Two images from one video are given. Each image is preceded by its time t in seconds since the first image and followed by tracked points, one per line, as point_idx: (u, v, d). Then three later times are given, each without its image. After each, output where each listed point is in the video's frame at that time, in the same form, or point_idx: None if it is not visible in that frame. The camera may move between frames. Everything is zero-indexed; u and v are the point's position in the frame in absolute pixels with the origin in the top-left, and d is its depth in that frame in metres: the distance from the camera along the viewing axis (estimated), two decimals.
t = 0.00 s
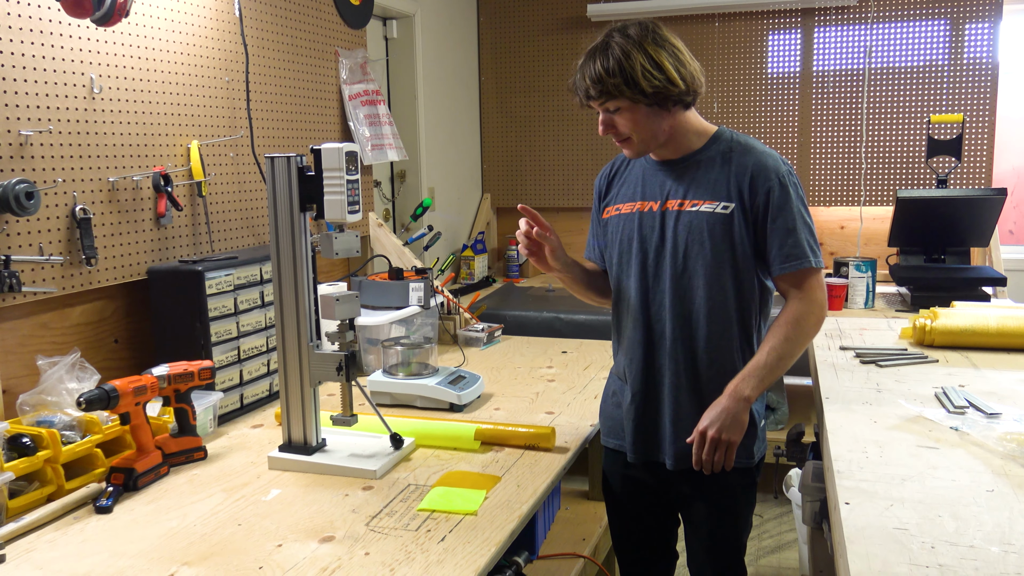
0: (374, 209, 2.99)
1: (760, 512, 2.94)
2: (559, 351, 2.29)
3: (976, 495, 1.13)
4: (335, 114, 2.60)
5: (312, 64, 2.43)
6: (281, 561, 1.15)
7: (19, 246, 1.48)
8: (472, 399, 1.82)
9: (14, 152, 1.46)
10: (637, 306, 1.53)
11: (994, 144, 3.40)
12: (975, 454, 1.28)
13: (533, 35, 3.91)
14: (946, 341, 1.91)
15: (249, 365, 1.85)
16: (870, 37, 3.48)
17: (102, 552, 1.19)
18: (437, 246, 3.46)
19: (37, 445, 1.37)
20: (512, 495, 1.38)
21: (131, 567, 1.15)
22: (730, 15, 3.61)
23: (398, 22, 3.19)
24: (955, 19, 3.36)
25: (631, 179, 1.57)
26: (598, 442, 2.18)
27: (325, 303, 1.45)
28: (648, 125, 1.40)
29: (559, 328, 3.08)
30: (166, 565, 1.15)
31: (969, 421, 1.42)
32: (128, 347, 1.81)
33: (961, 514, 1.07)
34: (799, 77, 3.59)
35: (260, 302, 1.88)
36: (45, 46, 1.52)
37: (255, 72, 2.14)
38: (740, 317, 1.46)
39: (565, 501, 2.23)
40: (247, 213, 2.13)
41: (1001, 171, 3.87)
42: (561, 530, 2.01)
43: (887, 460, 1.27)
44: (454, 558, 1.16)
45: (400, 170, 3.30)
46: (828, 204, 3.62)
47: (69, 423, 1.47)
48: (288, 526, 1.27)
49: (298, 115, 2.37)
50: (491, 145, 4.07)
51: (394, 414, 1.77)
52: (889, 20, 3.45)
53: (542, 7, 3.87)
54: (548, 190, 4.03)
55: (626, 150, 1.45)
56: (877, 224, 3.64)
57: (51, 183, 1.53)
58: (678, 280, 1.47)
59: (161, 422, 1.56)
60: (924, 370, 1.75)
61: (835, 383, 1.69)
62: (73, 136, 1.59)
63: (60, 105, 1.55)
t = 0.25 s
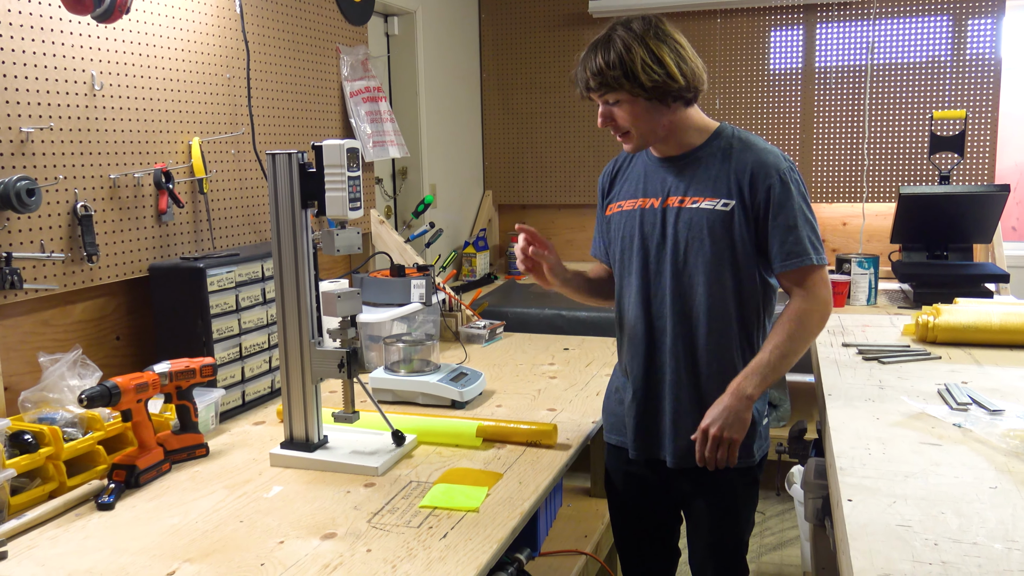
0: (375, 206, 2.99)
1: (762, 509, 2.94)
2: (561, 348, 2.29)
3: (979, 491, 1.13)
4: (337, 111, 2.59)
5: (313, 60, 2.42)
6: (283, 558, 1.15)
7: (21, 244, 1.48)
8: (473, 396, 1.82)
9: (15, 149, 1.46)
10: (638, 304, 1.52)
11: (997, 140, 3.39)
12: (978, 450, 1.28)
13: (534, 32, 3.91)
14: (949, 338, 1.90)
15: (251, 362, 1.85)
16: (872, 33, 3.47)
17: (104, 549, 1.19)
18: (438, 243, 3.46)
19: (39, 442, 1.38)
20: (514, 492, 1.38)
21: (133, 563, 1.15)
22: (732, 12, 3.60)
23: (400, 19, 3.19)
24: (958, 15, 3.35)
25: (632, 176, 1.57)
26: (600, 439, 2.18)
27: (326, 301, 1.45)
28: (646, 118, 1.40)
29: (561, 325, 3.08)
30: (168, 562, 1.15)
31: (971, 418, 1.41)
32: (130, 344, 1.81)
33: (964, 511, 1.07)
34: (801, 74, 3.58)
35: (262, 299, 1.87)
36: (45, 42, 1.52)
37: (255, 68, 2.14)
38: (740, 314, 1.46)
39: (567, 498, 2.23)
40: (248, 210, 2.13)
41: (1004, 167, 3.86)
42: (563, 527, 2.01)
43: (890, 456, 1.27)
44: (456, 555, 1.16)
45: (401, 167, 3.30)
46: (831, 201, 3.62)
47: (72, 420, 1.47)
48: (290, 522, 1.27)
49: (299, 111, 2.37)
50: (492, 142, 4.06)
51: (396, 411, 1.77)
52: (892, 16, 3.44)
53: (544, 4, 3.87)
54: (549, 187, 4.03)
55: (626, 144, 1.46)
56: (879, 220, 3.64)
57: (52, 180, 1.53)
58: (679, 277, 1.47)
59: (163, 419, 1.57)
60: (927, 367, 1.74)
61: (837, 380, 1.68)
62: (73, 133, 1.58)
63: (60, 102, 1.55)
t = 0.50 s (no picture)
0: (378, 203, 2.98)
1: (764, 506, 2.94)
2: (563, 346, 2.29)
3: (984, 489, 1.12)
4: (339, 107, 2.59)
5: (315, 57, 2.42)
6: (286, 556, 1.15)
7: (23, 241, 1.48)
8: (476, 393, 1.82)
9: (17, 146, 1.46)
10: (640, 300, 1.52)
11: (1000, 137, 3.38)
12: (982, 449, 1.27)
13: (537, 29, 3.90)
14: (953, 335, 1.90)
15: (254, 359, 1.85)
16: (876, 30, 3.46)
17: (107, 546, 1.19)
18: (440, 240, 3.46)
19: (41, 439, 1.37)
20: (517, 489, 1.38)
21: (136, 561, 1.15)
22: (735, 8, 3.60)
23: (402, 15, 3.19)
24: (962, 11, 3.34)
25: (639, 173, 1.57)
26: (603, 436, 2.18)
27: (329, 298, 1.45)
28: (682, 91, 1.40)
29: (563, 322, 3.08)
30: (171, 559, 1.15)
31: (975, 416, 1.41)
32: (132, 341, 1.81)
33: (969, 509, 1.06)
34: (804, 71, 3.57)
35: (264, 296, 1.87)
36: (47, 39, 1.51)
37: (257, 65, 2.13)
38: (738, 313, 1.45)
39: (570, 495, 2.23)
40: (250, 207, 2.13)
41: (1007, 164, 3.86)
42: (566, 524, 2.01)
43: (894, 455, 1.26)
44: (459, 553, 1.16)
45: (404, 164, 3.30)
46: (834, 198, 3.61)
47: (74, 417, 1.47)
48: (292, 520, 1.27)
49: (301, 108, 2.36)
50: (495, 140, 4.06)
51: (398, 408, 1.77)
52: (896, 13, 3.42)
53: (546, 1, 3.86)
54: (552, 184, 4.02)
55: (657, 119, 1.40)
56: (882, 217, 3.63)
57: (55, 177, 1.53)
58: (679, 274, 1.46)
59: (165, 416, 1.56)
60: (931, 365, 1.74)
61: (841, 377, 1.68)
62: (76, 130, 1.58)
63: (63, 98, 1.55)
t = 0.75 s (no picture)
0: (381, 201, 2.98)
1: (767, 505, 2.94)
2: (566, 344, 2.29)
3: (989, 490, 1.12)
4: (342, 105, 2.58)
5: (319, 54, 2.42)
6: (290, 554, 1.15)
7: (26, 238, 1.48)
8: (479, 391, 1.82)
9: (21, 143, 1.46)
10: (641, 296, 1.53)
11: (1005, 135, 3.37)
12: (987, 448, 1.27)
13: (540, 27, 3.90)
14: (957, 334, 1.89)
15: (257, 357, 1.85)
16: (881, 28, 3.45)
17: (110, 544, 1.19)
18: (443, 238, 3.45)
19: (45, 436, 1.37)
20: (520, 488, 1.38)
21: (139, 558, 1.15)
22: (740, 6, 3.59)
23: (405, 12, 3.18)
24: (967, 9, 3.33)
25: (645, 169, 1.56)
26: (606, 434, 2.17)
27: (332, 296, 1.45)
28: (696, 87, 1.40)
29: (566, 320, 3.08)
30: (174, 557, 1.15)
31: (980, 416, 1.41)
32: (136, 339, 1.81)
33: (974, 509, 1.06)
34: (808, 68, 3.57)
35: (268, 294, 1.87)
36: (51, 36, 1.51)
37: (261, 63, 2.13)
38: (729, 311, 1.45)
39: (573, 493, 2.23)
40: (254, 205, 2.13)
41: (1011, 163, 3.84)
42: (569, 523, 2.01)
43: (898, 454, 1.26)
44: (462, 551, 1.16)
45: (407, 162, 3.29)
46: (837, 196, 3.61)
47: (78, 414, 1.47)
48: (296, 518, 1.27)
49: (304, 105, 2.36)
50: (498, 137, 4.06)
51: (401, 406, 1.77)
52: (901, 11, 3.41)
53: None
54: (555, 182, 4.02)
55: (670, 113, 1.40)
56: (886, 216, 3.62)
57: (58, 174, 1.53)
58: (676, 270, 1.47)
59: (168, 414, 1.57)
60: (935, 364, 1.74)
61: (845, 376, 1.68)
62: (80, 127, 1.58)
63: (66, 95, 1.55)
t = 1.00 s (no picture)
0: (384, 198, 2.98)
1: (770, 504, 2.94)
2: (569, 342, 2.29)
3: (993, 490, 1.12)
4: (345, 103, 2.58)
5: (322, 52, 2.41)
6: (293, 552, 1.15)
7: (30, 235, 1.48)
8: (482, 390, 1.82)
9: (25, 140, 1.46)
10: (640, 292, 1.53)
11: (1009, 133, 3.36)
12: (991, 448, 1.27)
13: (543, 25, 3.89)
14: (961, 334, 1.89)
15: (260, 354, 1.85)
16: (885, 26, 3.44)
17: (112, 541, 1.19)
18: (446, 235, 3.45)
19: (47, 433, 1.37)
20: (522, 486, 1.38)
21: (142, 556, 1.15)
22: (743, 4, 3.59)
23: (408, 10, 3.18)
24: (971, 7, 3.32)
25: (649, 167, 1.57)
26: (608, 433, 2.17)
27: (335, 294, 1.45)
28: (699, 85, 1.40)
29: (569, 318, 3.08)
30: (177, 555, 1.15)
31: (984, 415, 1.41)
32: (139, 336, 1.81)
33: (977, 509, 1.06)
34: (812, 66, 3.56)
35: (270, 292, 1.87)
36: (54, 33, 1.51)
37: (264, 60, 2.13)
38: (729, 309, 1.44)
39: (575, 491, 2.23)
40: (257, 202, 2.13)
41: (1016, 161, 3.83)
42: (571, 521, 2.01)
43: (902, 454, 1.26)
44: (465, 550, 1.16)
45: (410, 159, 3.28)
46: (840, 195, 3.60)
47: (80, 412, 1.46)
48: (298, 516, 1.27)
49: (308, 103, 2.35)
50: (501, 135, 4.05)
51: (404, 404, 1.77)
52: (905, 9, 3.41)
53: None
54: (558, 180, 4.01)
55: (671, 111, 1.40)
56: (889, 214, 3.61)
57: (61, 171, 1.53)
58: (675, 267, 1.46)
59: (171, 411, 1.57)
60: (939, 363, 1.73)
61: (848, 376, 1.68)
62: (84, 125, 1.58)
63: (69, 93, 1.55)
